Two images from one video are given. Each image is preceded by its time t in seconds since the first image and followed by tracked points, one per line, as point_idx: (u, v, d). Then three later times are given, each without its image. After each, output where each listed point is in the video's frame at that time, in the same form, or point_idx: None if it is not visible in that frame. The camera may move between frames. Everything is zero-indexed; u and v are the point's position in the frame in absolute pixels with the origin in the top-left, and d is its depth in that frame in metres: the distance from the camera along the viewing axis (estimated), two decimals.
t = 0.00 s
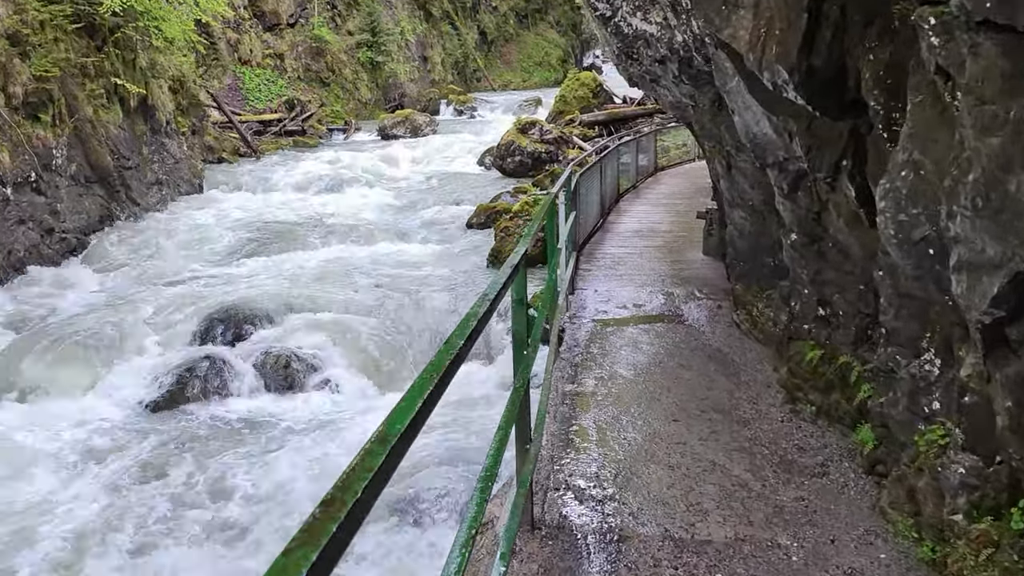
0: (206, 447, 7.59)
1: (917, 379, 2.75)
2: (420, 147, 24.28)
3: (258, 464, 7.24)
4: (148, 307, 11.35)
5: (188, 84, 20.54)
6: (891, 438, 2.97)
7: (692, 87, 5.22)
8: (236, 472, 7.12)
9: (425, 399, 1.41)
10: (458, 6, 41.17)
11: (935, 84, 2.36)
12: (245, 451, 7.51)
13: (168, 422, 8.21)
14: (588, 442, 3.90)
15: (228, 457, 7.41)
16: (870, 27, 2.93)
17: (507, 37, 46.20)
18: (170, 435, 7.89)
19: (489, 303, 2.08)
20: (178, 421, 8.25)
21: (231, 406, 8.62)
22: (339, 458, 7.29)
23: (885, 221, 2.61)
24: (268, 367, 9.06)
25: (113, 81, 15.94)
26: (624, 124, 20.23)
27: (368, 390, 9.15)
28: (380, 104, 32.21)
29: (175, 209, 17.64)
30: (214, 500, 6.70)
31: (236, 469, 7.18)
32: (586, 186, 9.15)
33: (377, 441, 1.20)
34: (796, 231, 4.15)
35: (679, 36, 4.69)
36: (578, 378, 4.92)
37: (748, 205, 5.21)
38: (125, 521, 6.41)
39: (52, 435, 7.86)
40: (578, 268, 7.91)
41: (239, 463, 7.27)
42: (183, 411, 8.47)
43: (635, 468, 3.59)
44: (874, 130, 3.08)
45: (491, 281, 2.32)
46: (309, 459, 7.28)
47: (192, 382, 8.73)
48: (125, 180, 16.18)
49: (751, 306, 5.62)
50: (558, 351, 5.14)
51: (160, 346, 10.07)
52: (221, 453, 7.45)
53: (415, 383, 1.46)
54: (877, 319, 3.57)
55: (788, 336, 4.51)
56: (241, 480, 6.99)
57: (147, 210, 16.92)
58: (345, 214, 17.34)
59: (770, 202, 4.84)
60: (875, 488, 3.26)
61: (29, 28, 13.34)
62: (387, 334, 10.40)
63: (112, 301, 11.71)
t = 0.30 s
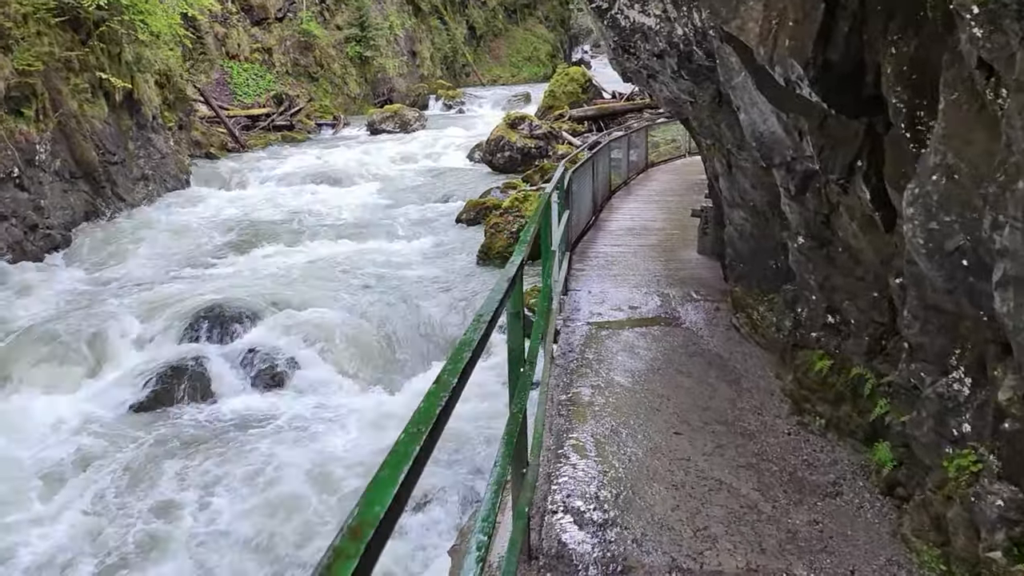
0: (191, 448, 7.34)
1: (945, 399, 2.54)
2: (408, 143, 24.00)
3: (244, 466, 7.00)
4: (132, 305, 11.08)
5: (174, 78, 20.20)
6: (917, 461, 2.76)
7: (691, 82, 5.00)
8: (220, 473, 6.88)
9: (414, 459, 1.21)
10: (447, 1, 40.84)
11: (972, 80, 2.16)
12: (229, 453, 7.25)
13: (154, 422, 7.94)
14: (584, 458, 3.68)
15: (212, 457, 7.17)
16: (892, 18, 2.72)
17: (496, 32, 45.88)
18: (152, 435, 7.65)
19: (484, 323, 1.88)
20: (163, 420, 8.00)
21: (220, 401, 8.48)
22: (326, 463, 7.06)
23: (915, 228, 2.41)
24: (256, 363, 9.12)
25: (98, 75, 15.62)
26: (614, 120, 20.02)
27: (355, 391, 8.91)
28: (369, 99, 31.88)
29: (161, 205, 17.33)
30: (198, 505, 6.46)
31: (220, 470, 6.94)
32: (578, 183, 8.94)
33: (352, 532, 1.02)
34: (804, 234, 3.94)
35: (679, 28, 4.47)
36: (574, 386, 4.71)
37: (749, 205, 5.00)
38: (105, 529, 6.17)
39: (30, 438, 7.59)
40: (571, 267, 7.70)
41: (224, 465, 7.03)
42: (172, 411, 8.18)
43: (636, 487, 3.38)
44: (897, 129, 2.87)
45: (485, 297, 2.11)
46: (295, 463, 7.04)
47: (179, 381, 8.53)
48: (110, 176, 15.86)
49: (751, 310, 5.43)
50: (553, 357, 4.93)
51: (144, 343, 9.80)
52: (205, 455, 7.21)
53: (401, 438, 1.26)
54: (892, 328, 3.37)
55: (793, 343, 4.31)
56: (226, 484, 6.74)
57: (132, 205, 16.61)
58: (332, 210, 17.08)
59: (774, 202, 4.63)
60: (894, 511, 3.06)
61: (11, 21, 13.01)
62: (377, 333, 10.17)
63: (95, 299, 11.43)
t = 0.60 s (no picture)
0: (172, 454, 7.13)
1: (963, 420, 2.37)
2: (399, 140, 23.78)
3: (225, 474, 6.79)
4: (117, 305, 10.86)
5: (162, 74, 19.91)
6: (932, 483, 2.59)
7: (686, 78, 4.82)
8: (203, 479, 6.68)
9: (368, 527, 1.00)
10: None
11: (1002, 76, 1.99)
12: (211, 459, 7.04)
13: (136, 429, 7.70)
14: (574, 475, 3.49)
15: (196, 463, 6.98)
16: (907, 8, 2.55)
17: (488, 28, 45.59)
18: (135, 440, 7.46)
19: (463, 345, 1.68)
20: (144, 427, 7.77)
21: (199, 407, 8.34)
22: (309, 470, 6.86)
23: (935, 235, 2.23)
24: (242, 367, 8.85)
25: (84, 72, 15.29)
26: (606, 117, 19.82)
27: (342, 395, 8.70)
28: (359, 96, 31.62)
29: (148, 203, 17.07)
30: (178, 515, 6.25)
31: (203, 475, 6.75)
32: (569, 181, 8.76)
33: None
34: (805, 237, 3.76)
35: (676, 22, 4.30)
36: (562, 395, 4.50)
37: (746, 206, 4.82)
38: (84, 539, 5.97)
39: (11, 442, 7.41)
40: (562, 268, 7.52)
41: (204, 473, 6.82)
42: (155, 422, 7.93)
43: (630, 507, 3.19)
44: (910, 128, 2.70)
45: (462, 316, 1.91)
46: (278, 471, 6.84)
47: (161, 390, 8.31)
48: (96, 173, 15.59)
49: (746, 314, 5.27)
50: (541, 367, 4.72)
51: (127, 348, 9.58)
52: (186, 462, 6.99)
53: (357, 491, 1.07)
54: (900, 338, 3.20)
55: (793, 351, 4.13)
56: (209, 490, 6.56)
57: (119, 203, 16.35)
58: (321, 208, 16.85)
59: (774, 203, 4.45)
60: (905, 536, 2.89)
61: None
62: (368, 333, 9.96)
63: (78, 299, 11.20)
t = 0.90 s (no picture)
0: (151, 468, 6.90)
1: (982, 450, 2.16)
2: (391, 141, 23.54)
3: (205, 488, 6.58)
4: (101, 308, 10.64)
5: (151, 73, 19.65)
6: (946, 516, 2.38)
7: (681, 77, 4.64)
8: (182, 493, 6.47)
9: None
10: None
11: None
12: (191, 472, 6.83)
13: (116, 440, 7.46)
14: (561, 499, 3.28)
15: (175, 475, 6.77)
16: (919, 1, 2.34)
17: (482, 28, 45.33)
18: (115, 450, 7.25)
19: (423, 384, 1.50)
20: (125, 438, 7.54)
21: (183, 415, 8.12)
22: (291, 484, 6.65)
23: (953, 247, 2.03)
24: (228, 375, 8.64)
25: (70, 70, 15.07)
26: (600, 118, 19.60)
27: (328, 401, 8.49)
28: (352, 96, 31.36)
29: (136, 203, 16.84)
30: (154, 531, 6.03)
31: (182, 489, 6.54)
32: (561, 183, 8.55)
33: None
34: (807, 244, 3.56)
35: (671, 19, 4.10)
36: (550, 410, 4.30)
37: (744, 210, 4.62)
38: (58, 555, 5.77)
39: None
40: (552, 273, 7.31)
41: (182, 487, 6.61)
42: (137, 432, 7.68)
43: (621, 536, 2.99)
44: (922, 130, 2.50)
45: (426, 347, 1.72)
46: (258, 484, 6.62)
47: (143, 401, 8.11)
48: (83, 172, 15.36)
49: (743, 324, 5.07)
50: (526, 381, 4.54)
51: (111, 353, 9.35)
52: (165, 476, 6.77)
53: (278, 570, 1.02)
54: (908, 354, 2.99)
55: (794, 366, 3.92)
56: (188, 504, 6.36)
57: (106, 203, 16.11)
58: (312, 209, 16.63)
59: (773, 208, 4.25)
60: (916, 571, 2.69)
61: None
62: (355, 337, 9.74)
63: (62, 303, 10.98)
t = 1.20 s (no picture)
0: (136, 481, 6.70)
1: (1012, 494, 1.95)
2: (385, 145, 23.33)
3: (190, 504, 6.38)
4: (88, 318, 10.41)
5: (143, 76, 19.42)
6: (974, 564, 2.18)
7: (678, 81, 4.44)
8: (164, 510, 6.26)
9: None
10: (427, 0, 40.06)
11: None
12: (175, 487, 6.61)
13: (99, 453, 7.23)
14: (553, 533, 3.07)
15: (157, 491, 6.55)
16: None
17: (477, 31, 45.13)
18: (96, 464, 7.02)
19: (379, 444, 1.33)
20: (107, 449, 7.31)
21: (169, 423, 7.91)
22: (279, 500, 6.45)
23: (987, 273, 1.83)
24: (215, 384, 8.43)
25: (60, 73, 14.83)
26: (595, 122, 19.41)
27: (317, 412, 8.28)
28: (346, 99, 31.15)
29: (127, 208, 16.59)
30: (137, 550, 5.82)
31: (164, 506, 6.32)
32: (555, 189, 8.34)
33: None
34: (811, 259, 3.34)
35: (667, 19, 3.90)
36: (540, 430, 4.12)
37: (743, 220, 4.42)
38: None
39: None
40: (545, 282, 7.10)
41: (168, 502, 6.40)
42: (120, 442, 7.45)
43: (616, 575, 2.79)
44: (944, 139, 2.30)
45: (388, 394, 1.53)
46: (245, 500, 6.42)
47: (128, 408, 7.91)
48: (73, 177, 15.11)
49: (743, 338, 4.87)
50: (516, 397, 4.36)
51: (96, 364, 9.11)
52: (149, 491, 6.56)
53: None
54: (924, 379, 2.79)
55: (798, 386, 3.72)
56: (170, 522, 6.14)
57: (97, 208, 15.85)
58: (305, 214, 16.41)
59: (775, 219, 4.05)
60: None
61: None
62: (345, 344, 9.54)
63: (49, 312, 10.76)
